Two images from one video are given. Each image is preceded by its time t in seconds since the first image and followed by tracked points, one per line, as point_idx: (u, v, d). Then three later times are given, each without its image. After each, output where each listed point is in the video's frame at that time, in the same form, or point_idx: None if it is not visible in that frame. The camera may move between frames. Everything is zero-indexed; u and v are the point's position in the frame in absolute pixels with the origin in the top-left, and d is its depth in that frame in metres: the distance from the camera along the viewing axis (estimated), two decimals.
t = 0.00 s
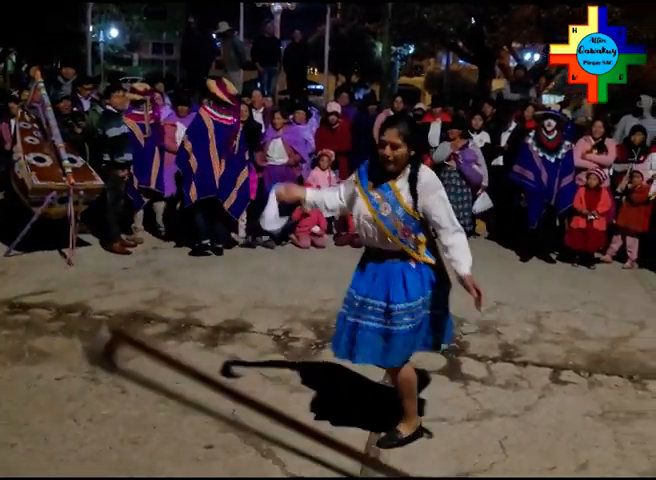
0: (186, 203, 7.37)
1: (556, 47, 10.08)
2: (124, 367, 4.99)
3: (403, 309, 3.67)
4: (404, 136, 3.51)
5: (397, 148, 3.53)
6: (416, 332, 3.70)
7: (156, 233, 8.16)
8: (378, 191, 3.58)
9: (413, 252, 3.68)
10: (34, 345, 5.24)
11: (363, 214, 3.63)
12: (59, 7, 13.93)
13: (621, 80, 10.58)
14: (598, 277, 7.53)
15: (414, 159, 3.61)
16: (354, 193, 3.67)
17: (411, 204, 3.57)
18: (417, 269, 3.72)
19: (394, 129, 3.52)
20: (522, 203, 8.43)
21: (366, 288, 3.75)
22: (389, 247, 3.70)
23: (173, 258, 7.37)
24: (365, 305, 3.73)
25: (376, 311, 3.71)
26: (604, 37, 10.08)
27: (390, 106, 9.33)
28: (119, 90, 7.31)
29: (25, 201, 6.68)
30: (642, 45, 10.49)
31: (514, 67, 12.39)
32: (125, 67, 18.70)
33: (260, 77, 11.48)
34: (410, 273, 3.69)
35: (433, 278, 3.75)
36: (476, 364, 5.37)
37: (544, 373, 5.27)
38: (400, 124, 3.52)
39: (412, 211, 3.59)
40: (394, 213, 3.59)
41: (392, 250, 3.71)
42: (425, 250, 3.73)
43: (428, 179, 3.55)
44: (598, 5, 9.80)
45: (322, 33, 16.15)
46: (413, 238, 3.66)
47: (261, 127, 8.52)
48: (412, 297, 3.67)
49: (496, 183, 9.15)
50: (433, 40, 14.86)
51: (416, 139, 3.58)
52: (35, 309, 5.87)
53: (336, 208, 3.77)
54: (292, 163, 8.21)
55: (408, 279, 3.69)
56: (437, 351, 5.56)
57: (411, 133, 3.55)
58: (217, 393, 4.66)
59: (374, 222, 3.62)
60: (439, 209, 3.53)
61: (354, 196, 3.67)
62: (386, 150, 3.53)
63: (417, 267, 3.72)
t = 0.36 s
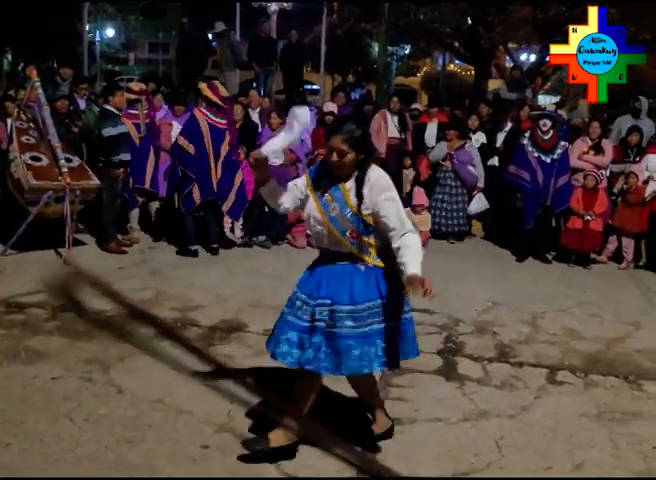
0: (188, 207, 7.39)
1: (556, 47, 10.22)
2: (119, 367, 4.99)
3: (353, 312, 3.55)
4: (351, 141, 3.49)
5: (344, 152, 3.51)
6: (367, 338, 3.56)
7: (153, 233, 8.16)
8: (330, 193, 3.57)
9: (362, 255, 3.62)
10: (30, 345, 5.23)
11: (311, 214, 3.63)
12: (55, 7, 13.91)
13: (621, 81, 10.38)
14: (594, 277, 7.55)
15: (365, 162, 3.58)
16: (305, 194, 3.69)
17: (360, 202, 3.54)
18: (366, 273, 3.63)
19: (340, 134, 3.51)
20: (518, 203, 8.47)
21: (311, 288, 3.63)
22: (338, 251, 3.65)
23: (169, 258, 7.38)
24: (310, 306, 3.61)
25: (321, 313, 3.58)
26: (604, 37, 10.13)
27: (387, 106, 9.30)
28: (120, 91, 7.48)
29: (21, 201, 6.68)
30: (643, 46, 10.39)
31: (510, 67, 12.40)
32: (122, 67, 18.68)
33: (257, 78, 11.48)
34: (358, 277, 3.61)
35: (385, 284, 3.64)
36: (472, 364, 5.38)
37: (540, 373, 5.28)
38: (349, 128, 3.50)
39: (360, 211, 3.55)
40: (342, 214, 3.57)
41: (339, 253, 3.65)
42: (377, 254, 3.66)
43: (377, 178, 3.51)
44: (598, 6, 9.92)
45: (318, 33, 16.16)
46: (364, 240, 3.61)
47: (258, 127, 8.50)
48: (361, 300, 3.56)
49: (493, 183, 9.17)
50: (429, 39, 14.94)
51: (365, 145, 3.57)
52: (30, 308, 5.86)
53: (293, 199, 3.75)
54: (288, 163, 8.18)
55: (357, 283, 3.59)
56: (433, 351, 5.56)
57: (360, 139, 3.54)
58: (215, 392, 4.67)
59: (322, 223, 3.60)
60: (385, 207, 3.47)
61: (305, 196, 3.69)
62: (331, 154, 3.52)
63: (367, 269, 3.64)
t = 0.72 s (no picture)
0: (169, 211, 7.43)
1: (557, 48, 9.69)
2: (112, 368, 4.99)
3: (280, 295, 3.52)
4: (298, 124, 3.41)
5: (292, 135, 3.44)
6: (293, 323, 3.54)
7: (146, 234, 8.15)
8: (279, 179, 3.50)
9: (306, 239, 3.59)
10: (22, 346, 5.23)
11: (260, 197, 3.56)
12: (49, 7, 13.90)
13: (621, 80, 10.55)
14: (586, 279, 7.58)
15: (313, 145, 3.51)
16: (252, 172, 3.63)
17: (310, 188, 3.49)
18: (304, 259, 3.60)
19: (286, 117, 3.42)
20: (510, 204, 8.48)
21: (249, 264, 3.63)
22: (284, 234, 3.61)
23: (163, 259, 7.39)
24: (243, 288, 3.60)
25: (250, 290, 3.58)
26: (604, 37, 9.88)
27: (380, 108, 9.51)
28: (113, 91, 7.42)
29: (14, 202, 6.72)
30: (642, 45, 10.77)
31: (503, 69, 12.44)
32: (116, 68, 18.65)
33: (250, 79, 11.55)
34: (295, 262, 3.57)
35: (324, 272, 3.60)
36: (464, 366, 5.39)
37: (532, 375, 5.30)
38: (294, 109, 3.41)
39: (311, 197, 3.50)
40: (288, 196, 3.50)
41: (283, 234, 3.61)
42: (323, 240, 3.63)
43: (327, 163, 3.45)
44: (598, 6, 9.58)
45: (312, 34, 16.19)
46: (310, 224, 3.57)
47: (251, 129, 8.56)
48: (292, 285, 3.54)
49: (486, 186, 9.19)
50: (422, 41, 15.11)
51: (313, 126, 3.47)
52: (23, 309, 5.86)
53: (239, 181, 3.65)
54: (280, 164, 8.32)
55: (291, 268, 3.56)
56: (425, 352, 5.58)
57: (308, 121, 3.45)
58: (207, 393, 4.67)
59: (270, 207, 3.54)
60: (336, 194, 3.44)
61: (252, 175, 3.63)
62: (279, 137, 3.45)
63: (305, 255, 3.60)
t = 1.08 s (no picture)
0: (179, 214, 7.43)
1: (558, 48, 9.53)
2: (110, 368, 5.02)
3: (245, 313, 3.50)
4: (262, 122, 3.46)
5: (252, 131, 3.48)
6: (259, 347, 3.49)
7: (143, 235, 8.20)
8: (245, 183, 3.46)
9: (271, 255, 3.53)
10: (21, 345, 5.26)
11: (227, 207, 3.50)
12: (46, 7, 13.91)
13: (621, 80, 10.53)
14: (581, 281, 7.62)
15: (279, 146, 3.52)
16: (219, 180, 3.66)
17: (274, 195, 3.44)
18: (276, 280, 3.55)
19: (250, 115, 3.48)
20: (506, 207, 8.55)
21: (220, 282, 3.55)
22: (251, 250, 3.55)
23: (161, 259, 7.42)
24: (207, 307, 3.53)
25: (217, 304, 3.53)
26: (604, 37, 9.84)
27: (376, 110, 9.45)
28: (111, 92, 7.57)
29: (12, 202, 6.73)
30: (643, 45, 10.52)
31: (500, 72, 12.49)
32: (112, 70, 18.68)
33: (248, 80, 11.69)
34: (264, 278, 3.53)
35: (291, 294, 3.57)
36: (461, 366, 5.43)
37: (528, 375, 5.34)
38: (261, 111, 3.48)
39: (274, 205, 3.45)
40: (256, 207, 3.45)
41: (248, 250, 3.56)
42: (285, 256, 3.57)
43: (293, 171, 3.44)
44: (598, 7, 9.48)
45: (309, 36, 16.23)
46: (274, 238, 3.51)
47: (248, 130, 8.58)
48: (260, 308, 3.49)
49: (482, 187, 9.28)
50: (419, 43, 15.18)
51: (279, 128, 3.52)
52: (22, 309, 5.89)
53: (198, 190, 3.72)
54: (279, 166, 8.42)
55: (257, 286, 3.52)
56: (421, 352, 5.62)
57: (274, 122, 3.50)
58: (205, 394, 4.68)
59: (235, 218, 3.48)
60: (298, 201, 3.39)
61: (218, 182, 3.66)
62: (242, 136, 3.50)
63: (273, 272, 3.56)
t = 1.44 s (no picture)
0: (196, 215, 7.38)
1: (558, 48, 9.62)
2: (111, 369, 5.02)
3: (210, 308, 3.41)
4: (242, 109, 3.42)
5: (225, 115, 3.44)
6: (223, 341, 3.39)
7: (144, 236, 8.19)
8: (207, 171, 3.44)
9: (229, 241, 3.42)
10: (23, 347, 5.26)
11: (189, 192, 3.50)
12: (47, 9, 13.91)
13: (621, 81, 10.51)
14: (583, 282, 7.60)
15: (249, 136, 3.44)
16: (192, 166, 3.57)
17: (222, 180, 3.37)
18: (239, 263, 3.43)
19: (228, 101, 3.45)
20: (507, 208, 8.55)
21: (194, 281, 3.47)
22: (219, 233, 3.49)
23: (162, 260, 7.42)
24: (181, 288, 3.44)
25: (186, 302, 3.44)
26: (604, 37, 9.89)
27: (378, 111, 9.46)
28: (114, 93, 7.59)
29: (15, 203, 6.74)
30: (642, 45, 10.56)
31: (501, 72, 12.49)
32: (113, 70, 18.65)
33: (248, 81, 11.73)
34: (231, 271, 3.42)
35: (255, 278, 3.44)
36: (462, 368, 5.42)
37: (530, 377, 5.33)
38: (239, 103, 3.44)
39: (224, 190, 3.37)
40: (210, 198, 3.41)
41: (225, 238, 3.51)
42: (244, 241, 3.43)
43: (242, 158, 3.32)
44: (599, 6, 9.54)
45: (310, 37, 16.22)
46: (230, 223, 3.40)
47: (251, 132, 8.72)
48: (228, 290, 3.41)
49: (483, 188, 9.29)
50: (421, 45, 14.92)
51: (256, 120, 3.44)
52: (23, 310, 5.89)
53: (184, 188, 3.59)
54: (280, 168, 8.47)
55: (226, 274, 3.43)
56: (422, 353, 5.62)
57: (253, 114, 3.44)
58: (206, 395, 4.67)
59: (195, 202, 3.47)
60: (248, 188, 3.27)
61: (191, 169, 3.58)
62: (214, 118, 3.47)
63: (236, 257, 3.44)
